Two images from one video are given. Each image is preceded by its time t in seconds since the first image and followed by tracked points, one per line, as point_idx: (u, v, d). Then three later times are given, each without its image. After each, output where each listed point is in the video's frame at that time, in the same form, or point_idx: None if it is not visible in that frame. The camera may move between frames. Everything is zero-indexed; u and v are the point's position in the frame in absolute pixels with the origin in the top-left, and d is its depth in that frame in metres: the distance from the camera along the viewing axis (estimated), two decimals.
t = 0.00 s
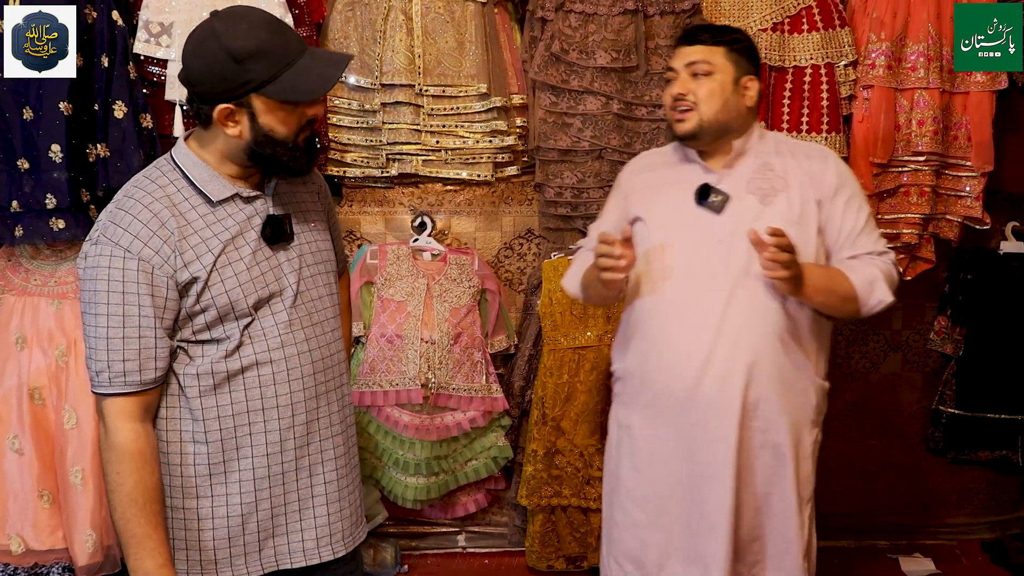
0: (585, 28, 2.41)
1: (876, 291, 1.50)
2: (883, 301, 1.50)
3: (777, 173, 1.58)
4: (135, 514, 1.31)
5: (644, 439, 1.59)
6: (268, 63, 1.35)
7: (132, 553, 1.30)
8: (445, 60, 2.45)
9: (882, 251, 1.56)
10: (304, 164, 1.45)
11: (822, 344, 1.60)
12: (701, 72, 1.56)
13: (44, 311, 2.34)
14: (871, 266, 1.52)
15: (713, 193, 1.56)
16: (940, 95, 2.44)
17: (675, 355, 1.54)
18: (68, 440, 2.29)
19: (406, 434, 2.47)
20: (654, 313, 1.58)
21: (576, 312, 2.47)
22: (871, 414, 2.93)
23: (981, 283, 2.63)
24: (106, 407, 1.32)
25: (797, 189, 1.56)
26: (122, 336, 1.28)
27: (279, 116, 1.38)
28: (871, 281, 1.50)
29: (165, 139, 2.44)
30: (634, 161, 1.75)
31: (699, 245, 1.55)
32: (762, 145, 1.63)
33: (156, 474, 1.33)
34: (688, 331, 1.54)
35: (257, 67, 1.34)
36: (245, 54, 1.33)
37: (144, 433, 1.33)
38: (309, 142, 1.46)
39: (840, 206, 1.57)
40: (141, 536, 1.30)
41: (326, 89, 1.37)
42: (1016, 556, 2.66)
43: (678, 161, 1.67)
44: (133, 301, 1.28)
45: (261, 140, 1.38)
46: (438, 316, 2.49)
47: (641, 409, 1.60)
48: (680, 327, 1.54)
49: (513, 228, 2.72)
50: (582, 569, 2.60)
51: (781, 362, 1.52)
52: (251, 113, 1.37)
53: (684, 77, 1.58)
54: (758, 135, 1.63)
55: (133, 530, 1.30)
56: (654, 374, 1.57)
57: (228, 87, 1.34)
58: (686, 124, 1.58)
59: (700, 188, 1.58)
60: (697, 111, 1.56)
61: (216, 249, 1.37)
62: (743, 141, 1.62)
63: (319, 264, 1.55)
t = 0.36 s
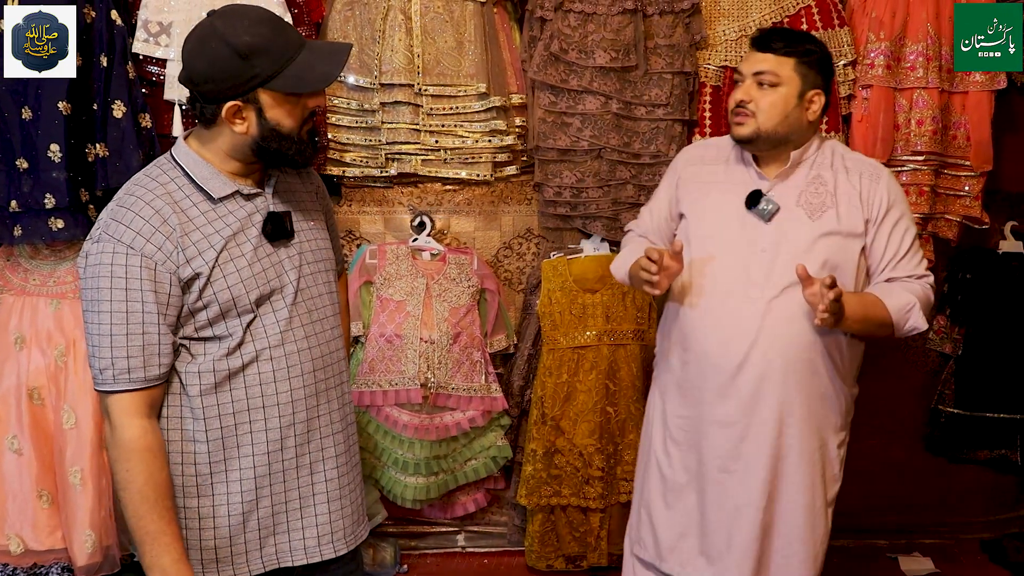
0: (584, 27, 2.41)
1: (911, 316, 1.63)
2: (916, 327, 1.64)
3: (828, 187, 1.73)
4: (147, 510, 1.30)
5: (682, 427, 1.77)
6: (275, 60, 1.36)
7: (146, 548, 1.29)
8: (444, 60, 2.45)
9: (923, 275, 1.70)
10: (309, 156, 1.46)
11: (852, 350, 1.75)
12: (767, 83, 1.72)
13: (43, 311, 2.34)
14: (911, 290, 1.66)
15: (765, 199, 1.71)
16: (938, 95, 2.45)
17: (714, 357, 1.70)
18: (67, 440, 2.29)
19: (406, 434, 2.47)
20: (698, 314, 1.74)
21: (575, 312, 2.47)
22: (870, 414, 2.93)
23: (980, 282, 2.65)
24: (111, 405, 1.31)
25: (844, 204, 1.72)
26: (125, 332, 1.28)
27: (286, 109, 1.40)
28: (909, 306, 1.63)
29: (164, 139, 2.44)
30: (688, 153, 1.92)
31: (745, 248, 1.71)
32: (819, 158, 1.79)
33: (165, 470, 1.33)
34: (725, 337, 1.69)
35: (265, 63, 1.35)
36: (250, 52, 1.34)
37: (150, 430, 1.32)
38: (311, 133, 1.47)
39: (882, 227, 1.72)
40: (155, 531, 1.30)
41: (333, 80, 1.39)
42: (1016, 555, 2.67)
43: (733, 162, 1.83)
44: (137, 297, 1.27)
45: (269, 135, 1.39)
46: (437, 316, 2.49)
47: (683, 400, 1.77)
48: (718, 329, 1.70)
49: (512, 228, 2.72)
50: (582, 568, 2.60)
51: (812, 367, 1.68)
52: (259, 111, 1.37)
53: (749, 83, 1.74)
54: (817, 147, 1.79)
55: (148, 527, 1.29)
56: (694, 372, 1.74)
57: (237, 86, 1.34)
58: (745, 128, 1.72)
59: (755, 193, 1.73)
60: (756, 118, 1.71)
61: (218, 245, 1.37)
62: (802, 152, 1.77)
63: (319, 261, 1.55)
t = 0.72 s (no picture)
0: (582, 27, 2.41)
1: (892, 309, 1.58)
2: (900, 321, 1.59)
3: (821, 186, 1.72)
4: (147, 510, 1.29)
5: (679, 417, 1.81)
6: (280, 63, 1.36)
7: (147, 545, 1.29)
8: (443, 60, 2.45)
9: (914, 271, 1.64)
10: (310, 159, 1.46)
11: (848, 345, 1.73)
12: (765, 93, 1.70)
13: (41, 311, 2.34)
14: (896, 283, 1.60)
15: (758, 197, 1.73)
16: (937, 95, 2.45)
17: (708, 350, 1.73)
18: (66, 441, 2.29)
19: (404, 434, 2.47)
20: (694, 308, 1.77)
21: (574, 311, 2.47)
22: (869, 413, 2.93)
23: (978, 281, 2.65)
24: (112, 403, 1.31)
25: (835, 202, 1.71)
26: (127, 331, 1.27)
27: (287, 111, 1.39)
28: (890, 298, 1.58)
29: (163, 139, 2.44)
30: (694, 152, 1.94)
31: (737, 244, 1.73)
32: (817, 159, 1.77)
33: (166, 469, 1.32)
34: (718, 330, 1.72)
35: (269, 66, 1.35)
36: (256, 53, 1.34)
37: (151, 429, 1.31)
38: (312, 137, 1.47)
39: (874, 224, 1.69)
40: (156, 531, 1.29)
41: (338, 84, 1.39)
42: (1014, 554, 2.67)
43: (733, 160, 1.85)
44: (139, 298, 1.27)
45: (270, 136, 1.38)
46: (436, 316, 2.49)
47: (680, 391, 1.81)
48: (711, 323, 1.73)
49: (511, 227, 2.72)
50: (581, 568, 2.60)
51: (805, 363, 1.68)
52: (261, 112, 1.37)
53: (746, 92, 1.72)
54: (814, 148, 1.77)
55: (149, 527, 1.29)
56: (690, 363, 1.77)
57: (240, 87, 1.34)
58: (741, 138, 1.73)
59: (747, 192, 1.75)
60: (751, 129, 1.71)
61: (220, 246, 1.36)
62: (798, 152, 1.75)
63: (318, 261, 1.55)
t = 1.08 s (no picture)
0: (579, 27, 2.42)
1: (846, 299, 1.64)
2: (854, 310, 1.65)
3: (775, 181, 1.75)
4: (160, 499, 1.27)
5: (646, 415, 1.84)
6: (293, 65, 1.34)
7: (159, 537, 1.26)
8: (439, 60, 2.45)
9: (868, 259, 1.69)
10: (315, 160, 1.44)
11: (810, 336, 1.77)
12: (714, 101, 1.72)
13: (36, 312, 2.33)
14: (849, 275, 1.66)
15: (713, 193, 1.78)
16: (932, 94, 2.45)
17: (671, 347, 1.77)
18: (61, 442, 2.28)
19: (401, 434, 2.48)
20: (656, 307, 1.81)
21: (569, 311, 2.48)
22: (866, 413, 2.93)
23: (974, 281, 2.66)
24: (129, 396, 1.29)
25: (789, 195, 1.74)
26: (143, 324, 1.25)
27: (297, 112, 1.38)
28: (843, 289, 1.64)
29: (159, 139, 2.42)
30: (658, 156, 1.96)
31: (695, 241, 1.78)
32: (772, 153, 1.79)
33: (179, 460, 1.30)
34: (682, 328, 1.76)
35: (283, 67, 1.33)
36: (269, 55, 1.32)
37: (166, 421, 1.29)
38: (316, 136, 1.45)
39: (829, 214, 1.72)
40: (167, 521, 1.27)
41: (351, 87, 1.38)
42: (1010, 553, 2.67)
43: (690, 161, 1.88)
44: (155, 292, 1.25)
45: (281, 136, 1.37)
46: (433, 316, 2.49)
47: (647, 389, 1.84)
48: (673, 319, 1.77)
49: (507, 228, 2.72)
50: (578, 567, 2.60)
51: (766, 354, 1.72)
52: (273, 113, 1.36)
53: (695, 101, 1.74)
54: (768, 143, 1.79)
55: (161, 516, 1.27)
56: (653, 361, 1.81)
57: (253, 88, 1.33)
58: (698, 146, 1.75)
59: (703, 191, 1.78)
60: (708, 136, 1.73)
61: (231, 240, 1.36)
62: (752, 149, 1.77)
63: (328, 251, 1.54)
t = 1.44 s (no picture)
0: (575, 27, 2.41)
1: (790, 295, 1.66)
2: (798, 305, 1.67)
3: (720, 181, 1.78)
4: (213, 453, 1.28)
5: (601, 413, 1.87)
6: (347, 66, 1.38)
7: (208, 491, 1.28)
8: (434, 61, 2.44)
9: (810, 255, 1.71)
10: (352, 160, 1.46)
11: (760, 330, 1.79)
12: (653, 109, 1.77)
13: (31, 312, 2.33)
14: (792, 271, 1.68)
15: (662, 197, 1.81)
16: (927, 95, 2.46)
17: (623, 344, 1.80)
18: (56, 443, 2.28)
19: (397, 434, 2.49)
20: (611, 307, 1.85)
21: (565, 311, 2.47)
22: (861, 413, 2.94)
23: (968, 281, 2.66)
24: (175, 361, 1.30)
25: (734, 195, 1.77)
26: (194, 292, 1.27)
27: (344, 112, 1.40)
28: (786, 285, 1.66)
29: (153, 139, 2.40)
30: (613, 163, 2.00)
31: (645, 242, 1.82)
32: (717, 155, 1.83)
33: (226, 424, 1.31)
34: (634, 325, 1.79)
35: (337, 66, 1.37)
36: (328, 53, 1.37)
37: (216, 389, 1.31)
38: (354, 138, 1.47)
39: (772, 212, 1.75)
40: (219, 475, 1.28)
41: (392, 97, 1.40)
42: (1004, 552, 2.68)
43: (642, 166, 1.91)
44: (205, 261, 1.27)
45: (326, 131, 1.39)
46: (428, 316, 2.50)
47: (601, 387, 1.87)
48: (623, 318, 1.81)
49: (502, 228, 2.72)
50: (574, 567, 2.60)
51: (713, 349, 1.74)
52: (316, 106, 1.38)
53: (637, 110, 1.79)
54: (713, 145, 1.83)
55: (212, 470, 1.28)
56: (607, 359, 1.84)
57: (306, 80, 1.36)
58: (643, 151, 1.79)
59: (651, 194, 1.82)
60: (652, 141, 1.77)
61: (277, 219, 1.37)
62: (697, 152, 1.81)
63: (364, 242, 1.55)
